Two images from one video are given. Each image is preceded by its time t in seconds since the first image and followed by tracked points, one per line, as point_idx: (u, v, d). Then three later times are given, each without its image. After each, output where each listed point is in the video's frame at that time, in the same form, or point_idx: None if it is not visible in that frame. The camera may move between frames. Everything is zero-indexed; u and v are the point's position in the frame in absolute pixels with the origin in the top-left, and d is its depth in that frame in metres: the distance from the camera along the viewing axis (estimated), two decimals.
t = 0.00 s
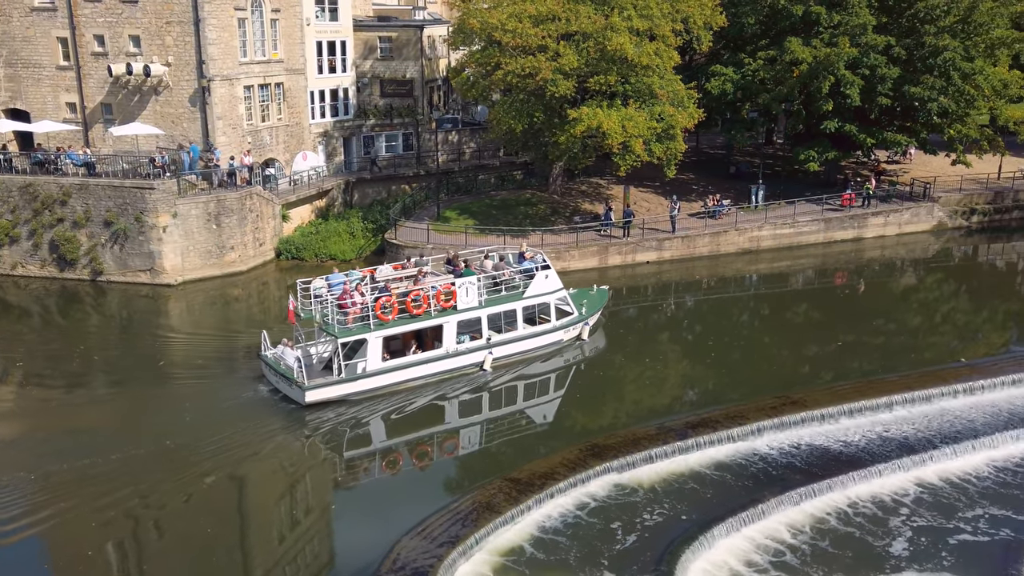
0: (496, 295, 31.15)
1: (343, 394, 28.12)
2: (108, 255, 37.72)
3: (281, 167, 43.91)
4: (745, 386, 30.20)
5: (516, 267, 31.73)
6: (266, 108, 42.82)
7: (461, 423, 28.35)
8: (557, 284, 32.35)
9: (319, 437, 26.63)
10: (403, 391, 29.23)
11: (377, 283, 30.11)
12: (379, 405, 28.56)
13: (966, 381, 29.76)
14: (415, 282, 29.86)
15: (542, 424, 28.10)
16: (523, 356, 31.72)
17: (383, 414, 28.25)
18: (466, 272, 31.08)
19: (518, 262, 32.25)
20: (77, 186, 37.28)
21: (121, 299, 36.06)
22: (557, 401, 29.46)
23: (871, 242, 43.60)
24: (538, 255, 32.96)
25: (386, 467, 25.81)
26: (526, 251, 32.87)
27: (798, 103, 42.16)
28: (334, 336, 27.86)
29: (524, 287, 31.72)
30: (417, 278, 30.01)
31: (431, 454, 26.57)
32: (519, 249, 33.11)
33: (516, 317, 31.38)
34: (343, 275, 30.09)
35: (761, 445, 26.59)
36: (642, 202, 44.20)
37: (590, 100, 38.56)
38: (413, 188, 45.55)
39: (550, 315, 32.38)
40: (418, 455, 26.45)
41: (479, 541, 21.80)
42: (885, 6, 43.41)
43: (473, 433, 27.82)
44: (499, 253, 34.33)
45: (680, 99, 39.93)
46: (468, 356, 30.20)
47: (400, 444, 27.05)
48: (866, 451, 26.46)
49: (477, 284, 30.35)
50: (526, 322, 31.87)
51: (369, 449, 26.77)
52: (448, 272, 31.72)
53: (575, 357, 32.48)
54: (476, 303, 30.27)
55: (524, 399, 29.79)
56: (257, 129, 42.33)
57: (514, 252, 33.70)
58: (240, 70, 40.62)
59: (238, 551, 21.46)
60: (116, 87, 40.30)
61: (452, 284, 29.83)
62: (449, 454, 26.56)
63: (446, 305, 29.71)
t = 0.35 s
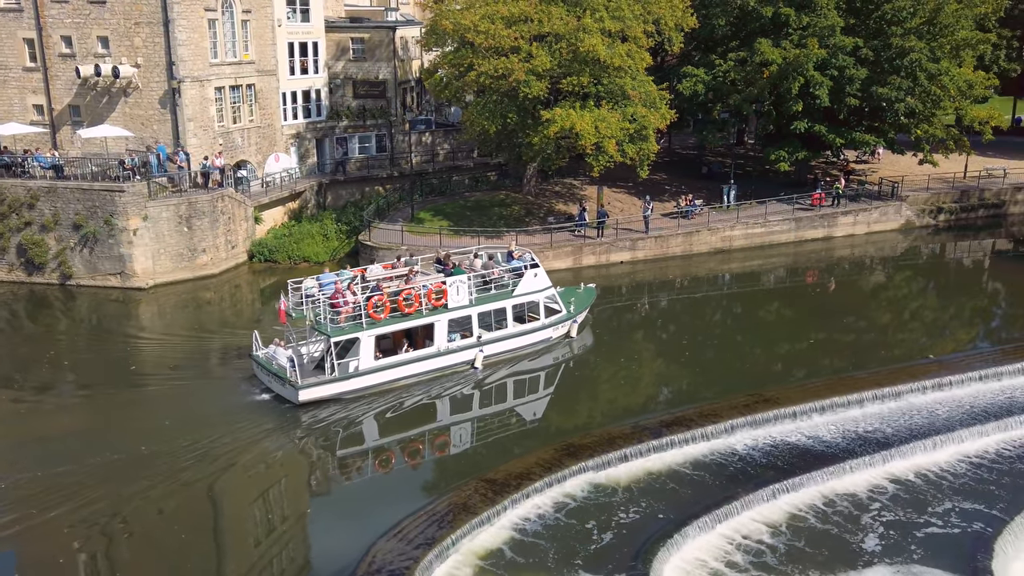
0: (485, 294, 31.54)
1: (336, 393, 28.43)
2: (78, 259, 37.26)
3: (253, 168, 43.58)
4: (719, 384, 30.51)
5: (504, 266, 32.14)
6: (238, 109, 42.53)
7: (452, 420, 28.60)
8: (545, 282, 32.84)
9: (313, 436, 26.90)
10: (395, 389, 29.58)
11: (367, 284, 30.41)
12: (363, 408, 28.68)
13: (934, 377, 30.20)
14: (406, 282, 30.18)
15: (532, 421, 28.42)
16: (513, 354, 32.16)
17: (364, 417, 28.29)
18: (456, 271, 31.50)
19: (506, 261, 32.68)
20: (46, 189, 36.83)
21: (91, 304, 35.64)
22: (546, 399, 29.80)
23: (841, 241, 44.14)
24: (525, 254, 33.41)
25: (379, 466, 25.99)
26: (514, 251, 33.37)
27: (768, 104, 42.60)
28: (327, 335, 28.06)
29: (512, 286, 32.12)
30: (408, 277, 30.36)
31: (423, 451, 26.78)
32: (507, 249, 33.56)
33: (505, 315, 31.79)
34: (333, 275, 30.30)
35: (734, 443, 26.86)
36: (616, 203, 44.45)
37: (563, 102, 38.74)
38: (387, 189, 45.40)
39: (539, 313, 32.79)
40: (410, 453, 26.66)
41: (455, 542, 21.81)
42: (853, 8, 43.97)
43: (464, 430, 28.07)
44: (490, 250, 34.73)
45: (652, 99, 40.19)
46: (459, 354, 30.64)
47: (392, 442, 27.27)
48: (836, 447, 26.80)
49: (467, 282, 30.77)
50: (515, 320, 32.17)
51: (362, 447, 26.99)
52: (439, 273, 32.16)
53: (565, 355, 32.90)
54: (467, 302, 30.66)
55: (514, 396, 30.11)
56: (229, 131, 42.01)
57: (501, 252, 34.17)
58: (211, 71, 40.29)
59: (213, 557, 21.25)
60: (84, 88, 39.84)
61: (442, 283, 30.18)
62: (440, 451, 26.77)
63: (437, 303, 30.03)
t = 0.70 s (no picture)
0: (474, 292, 31.88)
1: (328, 392, 28.67)
2: (46, 262, 36.76)
3: (224, 170, 43.20)
4: (693, 382, 30.77)
5: (493, 265, 32.45)
6: (208, 111, 42.19)
7: (442, 418, 28.81)
8: (533, 280, 33.19)
9: (306, 434, 27.09)
10: (386, 387, 29.86)
11: (358, 282, 30.72)
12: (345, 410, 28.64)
13: (904, 373, 30.60)
14: (396, 281, 30.51)
15: (520, 419, 28.70)
16: (502, 352, 32.56)
17: (338, 420, 28.10)
18: (445, 271, 31.87)
19: (495, 260, 33.03)
20: (12, 192, 36.32)
21: (60, 308, 35.19)
22: (534, 398, 30.14)
23: (811, 240, 44.66)
24: (513, 253, 33.79)
25: (370, 465, 26.17)
26: (501, 249, 33.81)
27: (739, 104, 43.01)
28: (319, 334, 28.38)
29: (501, 284, 32.49)
30: (399, 276, 30.68)
31: (413, 449, 26.98)
32: (495, 248, 33.97)
33: (494, 313, 32.20)
34: (324, 276, 30.65)
35: (708, 441, 27.07)
36: (590, 203, 44.65)
37: (536, 102, 38.85)
38: (361, 191, 45.19)
39: (527, 311, 33.07)
40: (400, 451, 26.84)
41: (432, 544, 21.81)
42: (821, 10, 44.49)
43: (454, 428, 28.32)
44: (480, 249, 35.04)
45: (624, 100, 40.41)
46: (449, 352, 30.97)
47: (384, 441, 27.45)
48: (808, 444, 27.10)
49: (457, 281, 31.13)
50: (504, 318, 32.53)
51: (352, 446, 27.16)
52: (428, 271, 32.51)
53: (552, 353, 33.30)
54: (456, 301, 31.06)
55: (502, 395, 30.44)
56: (200, 133, 41.65)
57: (488, 250, 34.50)
58: (181, 72, 39.94)
59: (188, 566, 20.94)
60: (51, 90, 39.32)
61: (432, 282, 30.52)
62: (431, 449, 26.98)
63: (427, 302, 30.40)
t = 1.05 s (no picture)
0: (464, 290, 32.20)
1: (320, 390, 28.94)
2: (13, 266, 36.24)
3: (195, 172, 42.78)
4: (667, 381, 31.01)
5: (482, 263, 32.70)
6: (179, 112, 41.78)
7: (433, 416, 29.00)
8: (522, 278, 33.53)
9: (299, 432, 27.24)
10: (378, 385, 30.16)
11: (348, 281, 30.87)
12: (325, 412, 28.50)
13: (874, 370, 30.99)
14: (387, 279, 30.76)
15: (509, 417, 28.94)
16: (492, 350, 32.91)
17: (309, 420, 27.90)
18: (435, 269, 32.12)
19: (483, 258, 33.29)
20: None
21: (28, 312, 34.71)
22: (523, 395, 30.44)
23: (783, 239, 45.12)
24: (501, 251, 34.05)
25: (362, 462, 26.24)
26: (489, 247, 34.01)
27: (711, 105, 43.34)
28: (310, 333, 28.74)
29: (490, 282, 32.78)
30: (390, 275, 30.94)
31: (405, 446, 27.13)
32: (482, 246, 34.08)
33: (483, 311, 32.53)
34: (315, 274, 30.86)
35: (683, 439, 27.26)
36: (564, 203, 44.81)
37: (510, 103, 38.90)
38: (334, 192, 44.87)
39: (516, 309, 33.44)
40: (392, 449, 26.96)
41: (409, 546, 21.77)
42: (791, 11, 44.95)
43: (444, 425, 28.53)
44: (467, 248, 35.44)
45: (598, 101, 40.59)
46: (440, 349, 31.32)
47: (376, 438, 27.60)
48: (781, 440, 27.37)
49: (447, 279, 31.38)
50: (493, 316, 32.88)
51: (344, 443, 27.27)
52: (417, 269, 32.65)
53: (540, 350, 33.72)
54: (446, 299, 31.38)
55: (491, 392, 30.75)
56: (170, 134, 41.23)
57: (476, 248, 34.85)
58: (150, 73, 39.53)
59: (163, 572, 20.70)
60: (18, 91, 38.76)
61: (423, 280, 30.88)
62: (422, 446, 27.15)
63: (418, 300, 30.71)
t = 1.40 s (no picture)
0: (453, 289, 32.42)
1: (312, 389, 29.19)
2: None
3: (167, 174, 42.37)
4: (643, 380, 31.18)
5: (471, 262, 32.99)
6: (150, 113, 41.36)
7: (424, 413, 29.26)
8: (511, 276, 33.86)
9: (292, 430, 27.47)
10: (370, 383, 30.44)
11: (339, 280, 31.13)
12: (303, 414, 28.37)
13: (846, 368, 31.37)
14: (378, 277, 31.04)
15: (499, 413, 29.18)
16: (482, 347, 33.27)
17: (286, 423, 27.71)
18: (425, 267, 32.44)
19: (472, 257, 33.58)
20: None
21: None
22: (512, 391, 30.72)
23: (756, 238, 45.53)
24: (490, 250, 34.32)
25: (354, 460, 26.42)
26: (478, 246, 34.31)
27: (684, 105, 43.64)
28: (303, 332, 28.96)
29: (479, 281, 33.04)
30: (380, 273, 31.20)
31: (396, 444, 27.34)
32: (471, 245, 34.46)
33: (473, 309, 32.83)
34: (305, 274, 31.14)
35: (659, 438, 27.42)
36: (539, 204, 44.93)
37: (485, 103, 38.94)
38: (309, 193, 44.60)
39: (505, 307, 33.75)
40: (384, 446, 27.15)
41: (385, 548, 21.70)
42: (763, 13, 45.38)
43: (435, 422, 28.79)
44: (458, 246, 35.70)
45: (572, 101, 40.74)
46: (431, 347, 31.62)
47: (368, 435, 27.83)
48: (756, 438, 27.62)
49: (437, 277, 31.73)
50: (483, 314, 33.15)
51: (336, 441, 27.45)
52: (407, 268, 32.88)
53: (529, 347, 34.06)
54: (437, 297, 31.68)
55: (481, 388, 31.01)
56: (142, 136, 40.79)
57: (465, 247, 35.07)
58: (121, 74, 39.13)
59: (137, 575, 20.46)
60: None
61: (414, 278, 31.09)
62: (413, 443, 27.36)
63: (409, 298, 31.02)
